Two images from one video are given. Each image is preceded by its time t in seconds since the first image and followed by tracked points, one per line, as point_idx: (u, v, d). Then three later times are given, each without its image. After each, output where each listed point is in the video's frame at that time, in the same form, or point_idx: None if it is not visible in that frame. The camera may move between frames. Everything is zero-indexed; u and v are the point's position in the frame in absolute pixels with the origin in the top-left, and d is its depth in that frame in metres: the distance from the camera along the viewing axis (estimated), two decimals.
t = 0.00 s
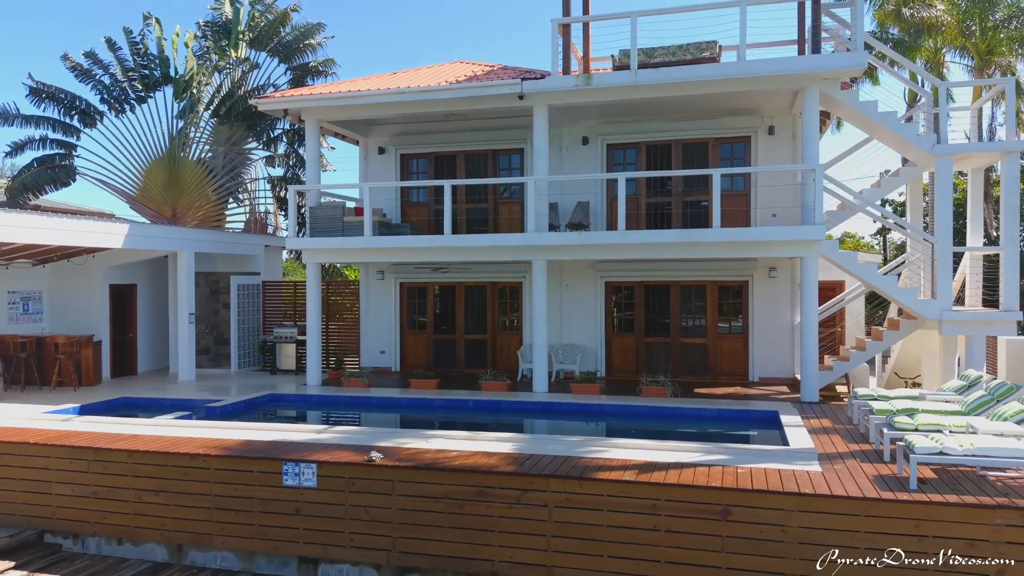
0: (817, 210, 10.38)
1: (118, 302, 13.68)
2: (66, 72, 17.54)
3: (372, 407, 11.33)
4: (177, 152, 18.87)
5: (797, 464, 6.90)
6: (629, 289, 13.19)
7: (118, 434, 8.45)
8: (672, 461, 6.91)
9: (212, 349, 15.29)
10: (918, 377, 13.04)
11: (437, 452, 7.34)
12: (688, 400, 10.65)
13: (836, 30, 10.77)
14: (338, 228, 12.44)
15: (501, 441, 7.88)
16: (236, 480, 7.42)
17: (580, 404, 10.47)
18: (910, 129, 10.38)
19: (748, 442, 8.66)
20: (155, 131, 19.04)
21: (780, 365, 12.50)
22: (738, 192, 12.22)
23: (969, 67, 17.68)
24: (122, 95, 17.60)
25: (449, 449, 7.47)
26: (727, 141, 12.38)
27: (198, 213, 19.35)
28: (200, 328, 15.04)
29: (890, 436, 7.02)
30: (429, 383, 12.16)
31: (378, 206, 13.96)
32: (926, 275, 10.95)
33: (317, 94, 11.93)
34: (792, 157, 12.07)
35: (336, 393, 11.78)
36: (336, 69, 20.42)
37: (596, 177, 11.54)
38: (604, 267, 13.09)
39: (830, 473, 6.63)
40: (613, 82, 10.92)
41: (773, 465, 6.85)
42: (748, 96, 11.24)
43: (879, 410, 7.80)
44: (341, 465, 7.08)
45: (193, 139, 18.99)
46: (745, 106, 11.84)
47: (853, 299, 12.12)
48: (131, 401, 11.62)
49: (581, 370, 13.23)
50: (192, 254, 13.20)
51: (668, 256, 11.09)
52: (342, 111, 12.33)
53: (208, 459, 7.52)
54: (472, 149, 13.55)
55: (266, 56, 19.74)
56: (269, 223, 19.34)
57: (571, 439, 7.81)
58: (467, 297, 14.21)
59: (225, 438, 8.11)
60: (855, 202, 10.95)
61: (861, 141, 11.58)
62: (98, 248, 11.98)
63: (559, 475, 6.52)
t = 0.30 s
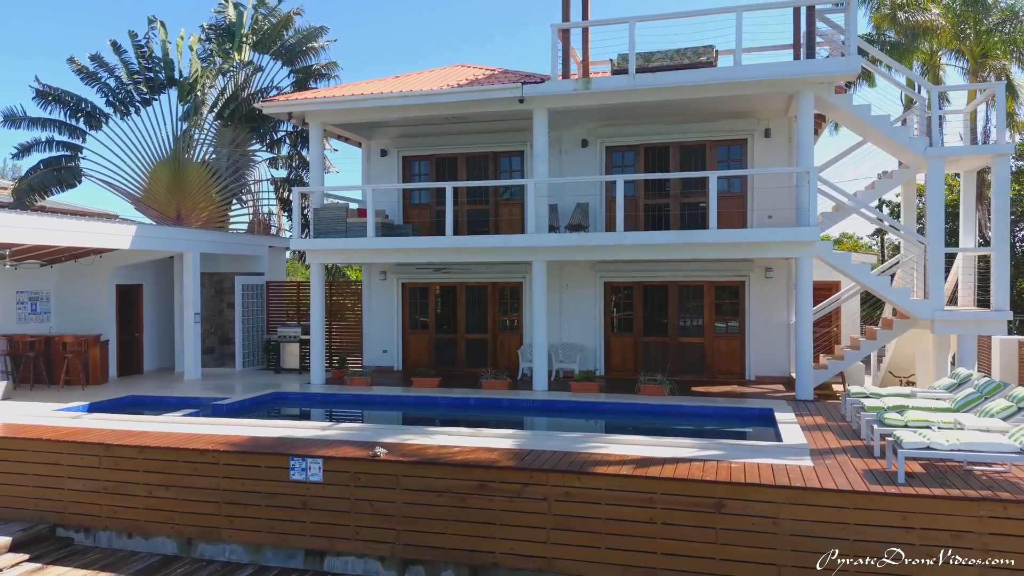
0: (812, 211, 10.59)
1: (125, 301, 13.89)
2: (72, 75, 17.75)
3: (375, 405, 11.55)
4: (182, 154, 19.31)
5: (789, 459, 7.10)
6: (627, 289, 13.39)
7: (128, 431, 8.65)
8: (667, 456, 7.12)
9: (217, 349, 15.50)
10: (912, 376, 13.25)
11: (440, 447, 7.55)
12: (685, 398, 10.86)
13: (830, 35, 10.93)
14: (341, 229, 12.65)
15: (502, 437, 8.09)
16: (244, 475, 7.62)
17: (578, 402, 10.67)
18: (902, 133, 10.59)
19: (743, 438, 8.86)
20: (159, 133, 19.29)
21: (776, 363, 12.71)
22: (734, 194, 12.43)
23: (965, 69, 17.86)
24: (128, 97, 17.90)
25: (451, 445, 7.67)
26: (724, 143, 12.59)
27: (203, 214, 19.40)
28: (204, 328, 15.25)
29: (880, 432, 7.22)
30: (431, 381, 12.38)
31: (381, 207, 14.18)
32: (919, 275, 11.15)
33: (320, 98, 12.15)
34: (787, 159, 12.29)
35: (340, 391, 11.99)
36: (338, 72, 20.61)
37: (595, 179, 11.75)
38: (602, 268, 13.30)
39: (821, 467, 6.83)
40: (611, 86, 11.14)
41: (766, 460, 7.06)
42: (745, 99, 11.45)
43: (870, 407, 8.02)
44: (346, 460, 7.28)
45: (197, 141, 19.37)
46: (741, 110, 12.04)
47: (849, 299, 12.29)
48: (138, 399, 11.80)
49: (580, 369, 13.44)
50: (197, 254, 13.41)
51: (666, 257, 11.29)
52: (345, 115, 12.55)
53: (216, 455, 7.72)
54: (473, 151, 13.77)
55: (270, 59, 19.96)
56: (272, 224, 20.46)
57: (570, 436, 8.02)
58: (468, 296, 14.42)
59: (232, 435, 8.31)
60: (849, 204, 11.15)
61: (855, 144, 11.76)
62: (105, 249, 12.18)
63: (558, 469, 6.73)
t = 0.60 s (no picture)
0: (806, 213, 10.80)
1: (131, 301, 14.10)
2: (78, 78, 17.97)
3: (379, 403, 11.75)
4: (186, 156, 19.52)
5: (782, 454, 7.31)
6: (626, 289, 13.59)
7: (138, 428, 8.86)
8: (664, 451, 7.32)
9: (221, 348, 15.71)
10: (906, 375, 13.43)
11: (442, 443, 7.75)
12: (682, 396, 11.05)
13: (826, 40, 11.18)
14: (345, 230, 12.86)
15: (503, 433, 8.29)
16: (251, 470, 7.82)
17: (577, 400, 10.88)
18: (894, 136, 10.82)
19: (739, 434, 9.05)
20: (164, 135, 19.52)
21: (772, 362, 12.91)
22: (731, 196, 12.63)
23: (961, 71, 18.05)
24: (133, 99, 18.10)
25: (453, 441, 7.87)
26: (721, 146, 12.80)
27: (208, 216, 19.84)
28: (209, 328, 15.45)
29: (871, 428, 7.42)
30: (433, 379, 12.59)
31: (383, 209, 14.39)
32: (912, 276, 11.36)
33: (324, 101, 12.37)
34: (783, 162, 12.51)
35: (343, 390, 12.19)
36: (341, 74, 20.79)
37: (594, 181, 11.96)
38: (601, 268, 13.51)
39: (813, 462, 7.03)
40: (609, 89, 11.34)
41: (759, 455, 7.26)
42: (741, 103, 11.66)
43: (862, 404, 8.24)
44: (351, 456, 7.48)
45: (201, 143, 19.45)
46: (738, 113, 12.25)
47: (845, 297, 12.45)
48: (145, 397, 12.00)
49: (579, 368, 13.65)
50: (202, 255, 13.62)
51: (663, 258, 11.49)
52: (348, 118, 12.77)
53: (224, 451, 7.92)
54: (474, 153, 13.98)
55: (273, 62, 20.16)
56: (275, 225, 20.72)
57: (569, 432, 8.22)
58: (469, 296, 14.62)
59: (240, 431, 8.52)
60: (843, 206, 11.36)
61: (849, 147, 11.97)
62: (112, 249, 12.38)
63: (558, 464, 6.92)
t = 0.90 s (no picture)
0: (801, 215, 10.99)
1: (137, 301, 14.30)
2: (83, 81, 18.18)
3: (381, 401, 11.94)
4: (190, 158, 19.69)
5: (775, 449, 7.51)
6: (624, 290, 13.79)
7: (146, 425, 9.06)
8: (660, 447, 7.52)
9: (226, 347, 15.91)
10: (901, 374, 13.62)
11: (444, 439, 7.96)
12: (680, 394, 11.25)
13: (820, 44, 11.34)
14: (348, 231, 13.05)
15: (503, 430, 8.49)
16: (258, 466, 8.02)
17: (576, 398, 11.08)
18: (887, 139, 11.02)
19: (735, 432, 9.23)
20: (169, 137, 19.74)
21: (768, 361, 13.13)
22: (729, 198, 12.83)
23: (956, 74, 18.25)
24: (138, 102, 18.38)
25: (454, 437, 8.08)
26: (718, 149, 13.01)
27: (211, 217, 19.99)
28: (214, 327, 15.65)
29: (862, 424, 7.62)
30: (434, 378, 12.80)
31: (385, 210, 14.60)
32: (905, 276, 11.56)
33: (327, 105, 12.58)
34: (779, 164, 12.72)
35: (347, 388, 12.38)
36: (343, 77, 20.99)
37: (593, 183, 12.17)
38: (600, 268, 13.72)
39: (805, 458, 7.23)
40: (608, 93, 11.55)
41: (753, 451, 7.47)
42: (738, 106, 11.86)
43: (854, 402, 8.44)
44: (356, 451, 7.68)
45: (204, 145, 19.73)
46: (734, 116, 12.46)
47: (841, 297, 12.65)
48: (152, 395, 12.20)
49: (579, 367, 13.85)
50: (207, 255, 13.83)
51: (662, 259, 11.69)
52: (351, 121, 12.97)
53: (232, 447, 8.12)
54: (475, 156, 14.19)
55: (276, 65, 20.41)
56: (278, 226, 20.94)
57: (568, 429, 8.43)
58: (470, 297, 14.83)
59: (247, 428, 8.72)
60: (838, 207, 11.56)
61: (844, 149, 12.18)
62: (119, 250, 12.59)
63: (557, 459, 7.13)
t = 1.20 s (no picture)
0: (796, 216, 11.18)
1: (143, 302, 14.50)
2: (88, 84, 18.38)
3: (384, 399, 12.14)
4: (194, 159, 19.93)
5: (769, 445, 7.72)
6: (623, 290, 13.99)
7: (155, 422, 9.27)
8: (656, 443, 7.73)
9: (230, 347, 16.12)
10: (895, 372, 13.80)
11: (446, 436, 8.16)
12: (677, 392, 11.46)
13: (815, 49, 11.56)
14: (351, 233, 13.25)
15: (504, 427, 8.70)
16: (265, 462, 8.22)
17: (576, 396, 11.28)
18: (881, 142, 11.22)
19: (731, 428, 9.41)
20: (173, 139, 19.96)
21: (765, 360, 13.34)
22: (726, 200, 13.05)
23: (951, 77, 18.47)
24: (142, 104, 18.63)
25: (456, 433, 8.28)
26: (716, 151, 13.23)
27: (214, 218, 20.16)
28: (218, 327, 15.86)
29: (853, 421, 7.83)
30: (436, 377, 13.01)
31: (388, 212, 14.81)
32: (899, 277, 11.76)
33: (330, 108, 12.79)
34: (775, 167, 12.94)
35: (350, 387, 12.59)
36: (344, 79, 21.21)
37: (592, 185, 12.37)
38: (599, 269, 13.93)
39: (797, 453, 7.43)
40: (606, 97, 11.76)
41: (747, 446, 7.67)
42: (735, 109, 12.06)
43: (846, 399, 8.65)
44: (360, 447, 7.88)
45: (208, 146, 19.95)
46: (731, 119, 12.67)
47: (836, 296, 12.84)
48: (159, 393, 12.41)
49: (578, 366, 14.06)
50: (212, 256, 14.03)
51: (659, 260, 11.88)
52: (354, 124, 13.18)
53: (239, 443, 8.33)
54: (476, 158, 14.39)
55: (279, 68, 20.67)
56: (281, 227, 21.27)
57: (568, 426, 8.64)
58: (471, 297, 15.03)
59: (253, 425, 8.93)
60: (833, 209, 11.77)
61: (838, 152, 12.39)
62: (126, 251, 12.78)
63: (556, 454, 7.33)
